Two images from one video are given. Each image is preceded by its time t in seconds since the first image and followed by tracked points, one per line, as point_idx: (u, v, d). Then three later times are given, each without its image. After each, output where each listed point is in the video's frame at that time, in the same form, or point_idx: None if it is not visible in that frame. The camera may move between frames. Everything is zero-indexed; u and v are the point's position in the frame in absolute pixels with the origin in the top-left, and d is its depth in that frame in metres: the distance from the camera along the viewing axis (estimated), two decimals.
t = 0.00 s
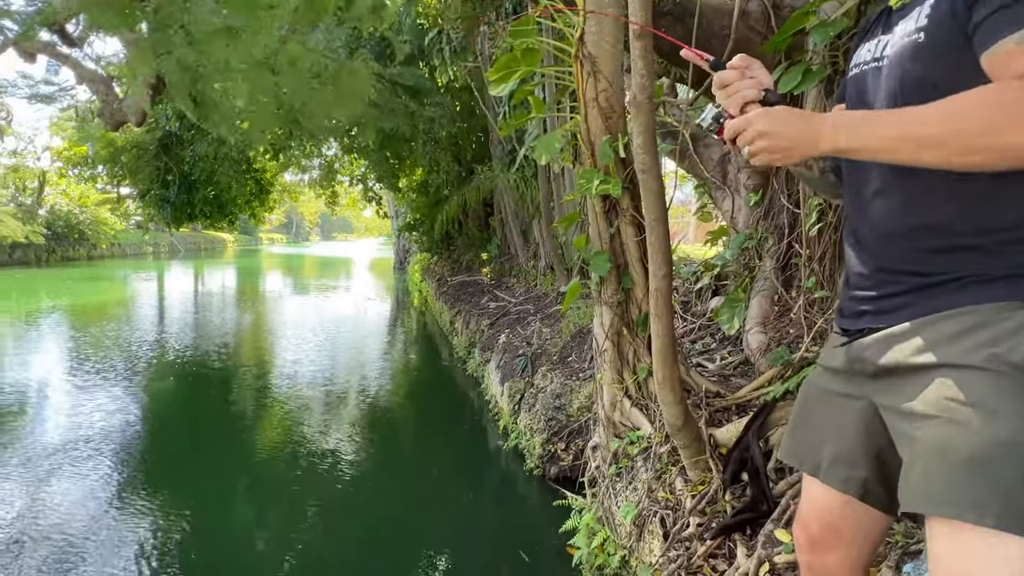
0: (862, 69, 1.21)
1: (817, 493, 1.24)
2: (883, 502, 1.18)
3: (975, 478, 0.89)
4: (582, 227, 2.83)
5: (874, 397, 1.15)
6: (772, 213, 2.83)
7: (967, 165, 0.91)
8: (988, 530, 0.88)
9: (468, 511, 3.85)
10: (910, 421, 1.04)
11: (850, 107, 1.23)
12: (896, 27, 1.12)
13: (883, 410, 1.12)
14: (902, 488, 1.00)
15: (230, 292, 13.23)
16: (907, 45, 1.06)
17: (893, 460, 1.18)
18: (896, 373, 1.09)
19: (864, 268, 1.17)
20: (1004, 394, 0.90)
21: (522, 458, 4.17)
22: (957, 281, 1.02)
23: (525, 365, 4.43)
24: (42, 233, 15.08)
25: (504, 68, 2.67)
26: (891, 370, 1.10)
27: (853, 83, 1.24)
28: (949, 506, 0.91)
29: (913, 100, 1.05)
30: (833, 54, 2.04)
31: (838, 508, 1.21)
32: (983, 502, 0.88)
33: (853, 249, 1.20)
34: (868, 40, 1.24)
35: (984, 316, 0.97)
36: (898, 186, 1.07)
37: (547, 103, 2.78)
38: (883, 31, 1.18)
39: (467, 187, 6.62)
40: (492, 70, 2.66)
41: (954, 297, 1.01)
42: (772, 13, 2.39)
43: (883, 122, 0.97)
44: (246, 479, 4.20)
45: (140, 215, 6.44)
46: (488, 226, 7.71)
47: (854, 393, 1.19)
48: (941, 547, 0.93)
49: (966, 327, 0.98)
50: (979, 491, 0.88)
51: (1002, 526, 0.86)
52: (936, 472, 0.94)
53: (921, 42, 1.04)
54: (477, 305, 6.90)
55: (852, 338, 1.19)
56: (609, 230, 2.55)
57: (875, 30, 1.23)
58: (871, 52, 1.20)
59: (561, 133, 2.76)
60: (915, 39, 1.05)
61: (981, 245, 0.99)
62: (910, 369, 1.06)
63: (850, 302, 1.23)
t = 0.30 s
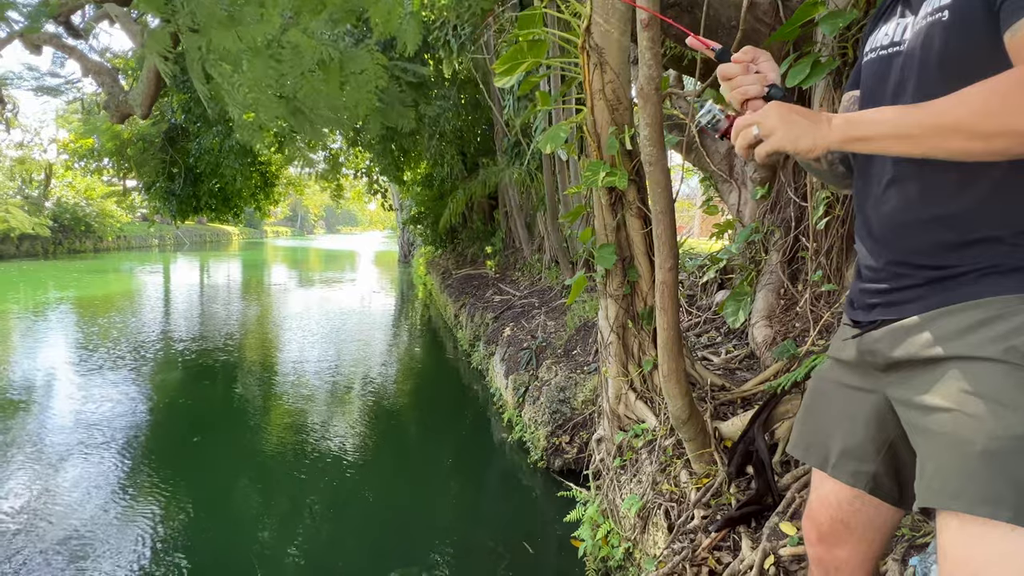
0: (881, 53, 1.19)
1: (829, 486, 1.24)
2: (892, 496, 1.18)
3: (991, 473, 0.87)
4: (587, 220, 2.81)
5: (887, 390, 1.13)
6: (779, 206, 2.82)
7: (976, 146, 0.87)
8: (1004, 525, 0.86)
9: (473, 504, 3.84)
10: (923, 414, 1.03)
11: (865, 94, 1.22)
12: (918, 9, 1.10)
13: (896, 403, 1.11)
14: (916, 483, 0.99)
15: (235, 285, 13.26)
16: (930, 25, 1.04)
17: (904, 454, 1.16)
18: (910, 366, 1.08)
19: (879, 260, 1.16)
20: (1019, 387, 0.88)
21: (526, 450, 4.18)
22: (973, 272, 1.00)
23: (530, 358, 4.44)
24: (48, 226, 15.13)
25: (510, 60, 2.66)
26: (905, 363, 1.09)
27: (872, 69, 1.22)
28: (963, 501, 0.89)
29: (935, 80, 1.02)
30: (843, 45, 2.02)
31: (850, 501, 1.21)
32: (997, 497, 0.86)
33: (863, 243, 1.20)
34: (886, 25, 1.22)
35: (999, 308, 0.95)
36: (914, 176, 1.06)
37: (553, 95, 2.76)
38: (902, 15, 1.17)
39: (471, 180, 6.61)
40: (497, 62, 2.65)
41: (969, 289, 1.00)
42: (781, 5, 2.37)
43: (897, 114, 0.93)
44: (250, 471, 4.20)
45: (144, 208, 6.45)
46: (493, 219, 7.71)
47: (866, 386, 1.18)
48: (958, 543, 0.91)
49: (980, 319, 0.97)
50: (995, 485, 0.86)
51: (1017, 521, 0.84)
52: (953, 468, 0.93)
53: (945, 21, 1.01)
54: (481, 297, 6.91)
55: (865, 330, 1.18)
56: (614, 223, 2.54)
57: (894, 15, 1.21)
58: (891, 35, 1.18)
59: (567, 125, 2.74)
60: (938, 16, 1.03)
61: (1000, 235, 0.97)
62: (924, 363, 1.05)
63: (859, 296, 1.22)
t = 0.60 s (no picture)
0: (881, 50, 1.18)
1: (824, 484, 1.24)
2: (888, 495, 1.17)
3: (985, 474, 0.86)
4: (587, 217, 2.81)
5: (882, 389, 1.13)
6: (780, 203, 2.81)
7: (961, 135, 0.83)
8: (997, 527, 0.85)
9: (474, 501, 3.85)
10: (918, 414, 1.02)
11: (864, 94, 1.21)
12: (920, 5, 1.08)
13: (890, 402, 1.11)
14: (910, 484, 0.99)
15: (236, 281, 13.29)
16: (935, 20, 1.02)
17: (900, 453, 1.16)
18: (906, 366, 1.07)
19: (877, 259, 1.16)
20: (1014, 387, 0.87)
21: (525, 447, 4.18)
22: (971, 272, 0.99)
23: (530, 355, 4.44)
24: (49, 220, 15.13)
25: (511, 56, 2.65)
26: (899, 362, 1.08)
27: (871, 67, 1.21)
28: (957, 501, 0.88)
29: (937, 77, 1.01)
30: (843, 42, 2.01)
31: (845, 499, 1.21)
32: (991, 499, 0.85)
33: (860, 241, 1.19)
34: (884, 23, 1.20)
35: (995, 307, 0.94)
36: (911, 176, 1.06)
37: (552, 90, 2.76)
38: (900, 14, 1.15)
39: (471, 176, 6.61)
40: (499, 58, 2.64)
41: (965, 289, 0.99)
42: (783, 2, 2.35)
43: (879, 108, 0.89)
44: (251, 467, 4.20)
45: (145, 203, 6.44)
46: (491, 215, 7.73)
47: (861, 385, 1.18)
48: (951, 544, 0.90)
49: (977, 321, 0.95)
50: (988, 487, 0.85)
51: (1009, 523, 0.83)
52: (948, 469, 0.92)
53: (951, 17, 0.99)
54: (482, 294, 6.92)
55: (860, 328, 1.18)
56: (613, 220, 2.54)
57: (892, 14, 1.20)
58: (889, 34, 1.16)
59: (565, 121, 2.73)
60: (944, 12, 1.01)
61: (996, 233, 0.96)
62: (920, 363, 1.04)
63: (857, 294, 1.22)
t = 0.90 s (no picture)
0: (876, 46, 1.18)
1: (823, 481, 1.24)
2: (888, 492, 1.17)
3: (986, 469, 0.86)
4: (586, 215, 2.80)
5: (882, 387, 1.13)
6: (779, 202, 2.81)
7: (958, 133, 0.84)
8: (1001, 521, 0.85)
9: (473, 500, 3.85)
10: (919, 411, 1.02)
11: (856, 89, 1.21)
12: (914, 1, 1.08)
13: (891, 400, 1.11)
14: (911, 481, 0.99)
15: (235, 279, 13.27)
16: (929, 18, 1.02)
17: (900, 451, 1.16)
18: (906, 363, 1.07)
19: (874, 257, 1.16)
20: (1014, 383, 0.87)
21: (524, 446, 4.19)
22: (970, 270, 0.99)
23: (529, 354, 4.44)
24: (46, 218, 15.09)
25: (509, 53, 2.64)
26: (899, 360, 1.08)
27: (866, 61, 1.20)
28: (959, 497, 0.88)
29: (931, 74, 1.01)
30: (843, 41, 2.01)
31: (845, 497, 1.21)
32: (992, 494, 0.85)
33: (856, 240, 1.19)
34: (879, 17, 1.20)
35: (995, 303, 0.95)
36: (909, 173, 1.06)
37: (551, 88, 2.75)
38: (895, 9, 1.15)
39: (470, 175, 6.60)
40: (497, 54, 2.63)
41: (965, 286, 0.99)
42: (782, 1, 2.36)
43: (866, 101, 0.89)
44: (249, 466, 4.20)
45: (143, 201, 6.43)
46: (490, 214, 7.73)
47: (861, 382, 1.18)
48: (952, 539, 0.90)
49: (976, 319, 0.96)
50: (990, 481, 0.85)
51: (1011, 516, 0.83)
52: (949, 464, 0.92)
53: (944, 14, 0.99)
54: (480, 293, 6.92)
55: (859, 326, 1.18)
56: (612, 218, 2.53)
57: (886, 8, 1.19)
58: (884, 29, 1.16)
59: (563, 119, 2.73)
60: (938, 9, 1.00)
61: (995, 231, 0.96)
62: (921, 360, 1.04)
63: (855, 292, 1.22)
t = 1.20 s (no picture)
0: (862, 49, 1.18)
1: (820, 478, 1.24)
2: (884, 489, 1.17)
3: (977, 464, 0.86)
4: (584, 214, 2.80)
5: (877, 383, 1.13)
6: (776, 202, 2.81)
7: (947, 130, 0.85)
8: (992, 515, 0.84)
9: (471, 500, 3.85)
10: (911, 407, 1.02)
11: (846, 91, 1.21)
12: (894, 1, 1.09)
13: (885, 396, 1.11)
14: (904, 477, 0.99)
15: (233, 280, 13.25)
16: (904, 16, 1.03)
17: (896, 447, 1.16)
18: (900, 359, 1.07)
19: (869, 254, 1.16)
20: (1003, 379, 0.87)
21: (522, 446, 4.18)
22: (959, 265, 0.99)
23: (526, 354, 4.44)
24: (44, 218, 15.06)
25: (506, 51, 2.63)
26: (893, 356, 1.08)
27: (853, 66, 1.21)
28: (951, 491, 0.88)
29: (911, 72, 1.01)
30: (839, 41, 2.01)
31: (841, 493, 1.21)
32: (982, 488, 0.85)
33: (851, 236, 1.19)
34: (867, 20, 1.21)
35: (985, 299, 0.94)
36: (900, 170, 1.06)
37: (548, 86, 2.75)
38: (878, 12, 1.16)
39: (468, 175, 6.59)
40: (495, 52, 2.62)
41: (956, 282, 0.99)
42: (779, 2, 2.37)
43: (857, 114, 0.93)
44: (246, 466, 4.19)
45: (140, 200, 6.40)
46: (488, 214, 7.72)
47: (856, 379, 1.18)
48: (946, 534, 0.90)
49: (965, 314, 0.96)
50: (980, 476, 0.85)
51: (1002, 510, 0.83)
52: (940, 459, 0.92)
53: (916, 12, 1.01)
54: (478, 293, 6.91)
55: (855, 323, 1.18)
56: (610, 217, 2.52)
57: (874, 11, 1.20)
58: (868, 32, 1.17)
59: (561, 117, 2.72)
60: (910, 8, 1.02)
61: (987, 226, 0.96)
62: (913, 356, 1.04)
63: (852, 288, 1.22)
